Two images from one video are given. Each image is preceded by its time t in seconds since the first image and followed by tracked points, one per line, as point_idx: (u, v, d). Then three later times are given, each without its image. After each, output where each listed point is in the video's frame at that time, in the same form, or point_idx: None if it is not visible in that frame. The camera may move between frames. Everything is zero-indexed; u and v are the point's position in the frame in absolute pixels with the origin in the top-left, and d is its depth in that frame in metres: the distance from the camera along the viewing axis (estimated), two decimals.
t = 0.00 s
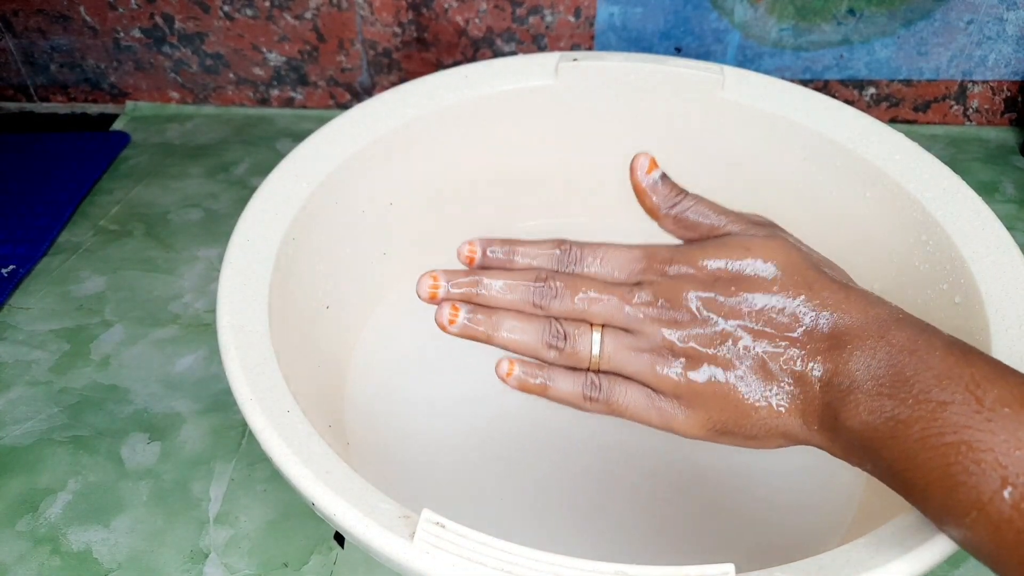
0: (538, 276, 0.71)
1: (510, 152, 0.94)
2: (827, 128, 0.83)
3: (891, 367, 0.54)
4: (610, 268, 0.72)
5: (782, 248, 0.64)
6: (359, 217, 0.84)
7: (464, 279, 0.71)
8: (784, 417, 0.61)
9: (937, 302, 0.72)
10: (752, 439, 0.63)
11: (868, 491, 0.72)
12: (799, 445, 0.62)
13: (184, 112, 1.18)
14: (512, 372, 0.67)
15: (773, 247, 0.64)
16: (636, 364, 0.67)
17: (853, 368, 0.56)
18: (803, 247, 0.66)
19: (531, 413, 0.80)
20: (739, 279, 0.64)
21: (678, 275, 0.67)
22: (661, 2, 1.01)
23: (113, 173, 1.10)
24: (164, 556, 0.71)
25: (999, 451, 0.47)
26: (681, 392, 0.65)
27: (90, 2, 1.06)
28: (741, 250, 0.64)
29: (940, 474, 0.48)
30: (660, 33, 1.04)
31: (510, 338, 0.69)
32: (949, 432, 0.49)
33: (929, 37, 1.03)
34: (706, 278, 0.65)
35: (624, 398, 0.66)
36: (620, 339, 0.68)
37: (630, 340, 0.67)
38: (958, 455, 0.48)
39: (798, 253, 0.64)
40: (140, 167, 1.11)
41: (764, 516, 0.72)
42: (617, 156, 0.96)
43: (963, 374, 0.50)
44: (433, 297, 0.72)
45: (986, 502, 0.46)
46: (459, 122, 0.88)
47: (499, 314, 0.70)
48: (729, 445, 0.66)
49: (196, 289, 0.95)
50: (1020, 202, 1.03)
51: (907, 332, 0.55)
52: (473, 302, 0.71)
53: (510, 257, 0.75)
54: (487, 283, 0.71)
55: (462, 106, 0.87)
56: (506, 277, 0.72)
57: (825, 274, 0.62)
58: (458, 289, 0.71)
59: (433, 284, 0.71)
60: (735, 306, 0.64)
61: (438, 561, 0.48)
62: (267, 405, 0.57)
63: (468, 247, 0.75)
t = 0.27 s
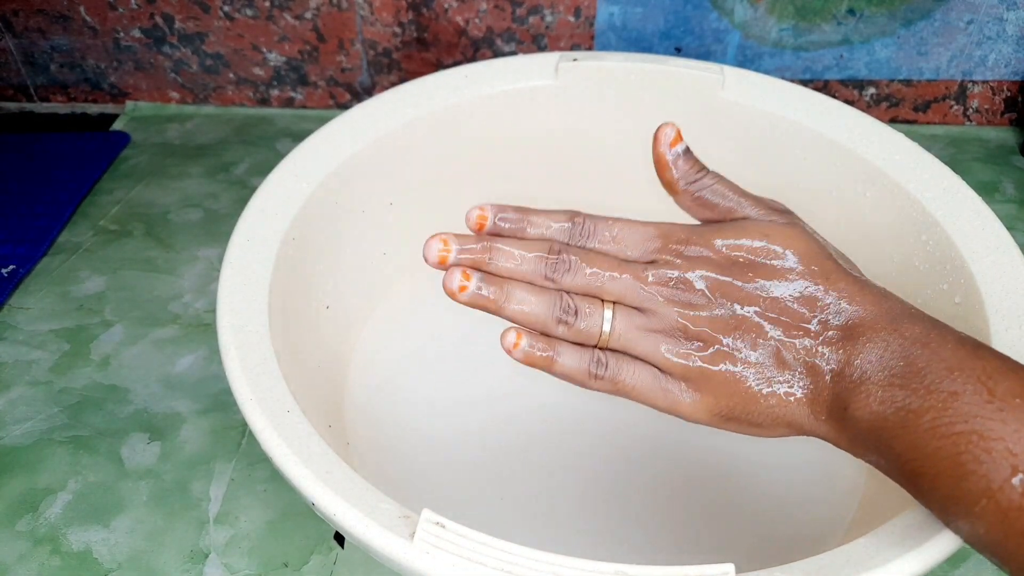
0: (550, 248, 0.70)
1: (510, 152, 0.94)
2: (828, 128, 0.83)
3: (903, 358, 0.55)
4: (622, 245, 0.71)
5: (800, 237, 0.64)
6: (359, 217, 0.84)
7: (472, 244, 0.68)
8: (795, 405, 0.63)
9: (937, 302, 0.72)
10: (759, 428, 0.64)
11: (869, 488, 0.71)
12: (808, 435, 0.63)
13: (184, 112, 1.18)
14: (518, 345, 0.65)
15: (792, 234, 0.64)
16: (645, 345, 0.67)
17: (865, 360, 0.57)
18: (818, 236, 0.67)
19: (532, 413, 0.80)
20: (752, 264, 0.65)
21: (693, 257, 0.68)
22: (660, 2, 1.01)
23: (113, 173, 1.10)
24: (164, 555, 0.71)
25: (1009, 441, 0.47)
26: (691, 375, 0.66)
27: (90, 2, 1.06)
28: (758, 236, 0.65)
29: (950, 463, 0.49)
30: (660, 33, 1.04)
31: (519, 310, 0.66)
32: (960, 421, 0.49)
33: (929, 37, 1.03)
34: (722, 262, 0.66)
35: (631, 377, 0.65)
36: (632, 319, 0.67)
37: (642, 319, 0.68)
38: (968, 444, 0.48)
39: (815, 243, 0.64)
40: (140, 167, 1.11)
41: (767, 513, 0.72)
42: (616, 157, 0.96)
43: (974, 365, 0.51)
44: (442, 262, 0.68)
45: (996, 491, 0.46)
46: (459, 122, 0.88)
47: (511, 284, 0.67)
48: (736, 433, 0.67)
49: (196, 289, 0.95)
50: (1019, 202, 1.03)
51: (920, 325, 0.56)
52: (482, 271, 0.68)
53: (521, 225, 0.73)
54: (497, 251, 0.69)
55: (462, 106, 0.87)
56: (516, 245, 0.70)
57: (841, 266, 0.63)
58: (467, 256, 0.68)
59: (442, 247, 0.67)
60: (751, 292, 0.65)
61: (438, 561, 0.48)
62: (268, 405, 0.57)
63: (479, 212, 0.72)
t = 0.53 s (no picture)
0: (533, 274, 0.70)
1: (509, 153, 0.94)
2: (828, 128, 0.83)
3: (888, 367, 0.54)
4: (606, 265, 0.71)
5: (785, 246, 0.64)
6: (359, 217, 0.84)
7: (459, 277, 0.68)
8: (783, 417, 0.61)
9: (937, 302, 0.72)
10: (749, 438, 0.62)
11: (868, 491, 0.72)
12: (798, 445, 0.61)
13: (184, 112, 1.18)
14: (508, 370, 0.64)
15: (775, 243, 0.64)
16: (632, 361, 0.65)
17: (850, 369, 0.56)
18: (803, 243, 0.66)
19: (532, 413, 0.80)
20: (734, 276, 0.64)
21: (675, 272, 0.67)
22: (661, 2, 1.01)
23: (113, 173, 1.10)
24: (164, 556, 0.71)
25: (995, 452, 0.46)
26: (678, 390, 0.64)
27: (90, 2, 1.06)
28: (739, 246, 0.64)
29: (937, 475, 0.48)
30: (660, 33, 1.04)
31: (505, 337, 0.66)
32: (946, 433, 0.48)
33: (929, 36, 1.03)
34: (704, 275, 0.66)
35: (620, 396, 0.64)
36: (617, 337, 0.66)
37: (627, 339, 0.66)
38: (954, 455, 0.48)
39: (798, 250, 0.64)
40: (141, 167, 1.11)
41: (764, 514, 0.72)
42: (616, 156, 0.96)
43: (958, 374, 0.50)
44: (429, 298, 0.69)
45: (983, 502, 0.46)
46: (459, 122, 0.88)
47: (495, 312, 0.67)
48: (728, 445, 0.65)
49: (197, 289, 0.95)
50: (1020, 202, 1.03)
51: (904, 333, 0.55)
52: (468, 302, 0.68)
53: (505, 255, 0.72)
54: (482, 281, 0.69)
55: (462, 106, 0.87)
56: (498, 274, 0.70)
57: (825, 274, 0.62)
58: (453, 288, 0.68)
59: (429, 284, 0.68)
60: (733, 304, 0.64)
61: (438, 561, 0.48)
62: (268, 405, 0.57)
63: (464, 244, 0.73)
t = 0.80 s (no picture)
0: (537, 272, 0.68)
1: (509, 152, 0.94)
2: (828, 128, 0.83)
3: (890, 362, 0.54)
4: (610, 263, 0.70)
5: (788, 243, 0.64)
6: (359, 217, 0.84)
7: (464, 277, 0.67)
8: (785, 413, 0.61)
9: (937, 302, 0.72)
10: (751, 434, 0.62)
11: (868, 491, 0.72)
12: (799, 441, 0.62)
13: (184, 112, 1.18)
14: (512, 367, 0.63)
15: (779, 241, 0.64)
16: (636, 359, 0.65)
17: (852, 365, 0.56)
18: (806, 241, 0.67)
19: (532, 413, 0.80)
20: (737, 274, 0.64)
21: (678, 270, 0.67)
22: (660, 2, 1.01)
23: (113, 173, 1.10)
24: (164, 556, 0.71)
25: (996, 446, 0.46)
26: (681, 387, 0.64)
27: (90, 2, 1.06)
28: (742, 244, 0.64)
29: (937, 470, 0.48)
30: (660, 33, 1.04)
31: (510, 334, 0.65)
32: (947, 427, 0.48)
33: (929, 36, 1.03)
34: (706, 273, 0.66)
35: (623, 392, 0.64)
36: (621, 333, 0.65)
37: (630, 336, 0.65)
38: (955, 450, 0.48)
39: (802, 249, 0.64)
40: (140, 167, 1.11)
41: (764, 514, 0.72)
42: (616, 156, 0.96)
43: (959, 369, 0.50)
44: (434, 297, 0.67)
45: (984, 497, 0.46)
46: (459, 122, 0.88)
47: (499, 309, 0.66)
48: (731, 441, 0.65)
49: (196, 289, 0.95)
50: (1020, 202, 1.03)
51: (906, 328, 0.55)
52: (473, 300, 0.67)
53: (510, 253, 0.71)
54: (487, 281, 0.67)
55: (462, 106, 0.87)
56: (503, 272, 0.68)
57: (827, 271, 0.62)
58: (459, 287, 0.67)
59: (434, 282, 0.66)
60: (735, 302, 0.64)
61: (438, 561, 0.48)
62: (267, 405, 0.57)
63: (469, 242, 0.71)
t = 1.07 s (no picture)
0: (536, 259, 0.68)
1: (510, 152, 0.94)
2: (828, 128, 0.83)
3: (888, 365, 0.54)
4: (610, 252, 0.69)
5: (793, 240, 0.63)
6: (359, 217, 0.84)
7: (459, 261, 0.67)
8: (784, 415, 0.61)
9: (937, 302, 0.72)
10: (748, 433, 0.63)
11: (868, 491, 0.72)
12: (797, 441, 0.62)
13: (184, 112, 1.18)
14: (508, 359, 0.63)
15: (782, 236, 0.63)
16: (634, 353, 0.65)
17: (851, 368, 0.56)
18: (810, 239, 0.66)
19: (532, 413, 0.80)
20: (739, 271, 0.64)
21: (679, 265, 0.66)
22: (660, 2, 1.01)
23: (113, 173, 1.10)
24: (164, 556, 0.71)
25: (992, 452, 0.46)
26: (679, 383, 0.64)
27: (90, 2, 1.06)
28: (745, 240, 0.63)
29: (933, 474, 0.48)
30: (660, 33, 1.04)
31: (506, 322, 0.65)
32: (943, 432, 0.49)
33: (929, 36, 1.03)
34: (709, 268, 0.65)
35: (620, 387, 0.65)
36: (619, 328, 0.66)
37: (630, 331, 0.65)
38: (952, 455, 0.48)
39: (806, 246, 0.63)
40: (140, 167, 1.11)
41: (764, 514, 0.72)
42: (616, 156, 0.96)
43: (957, 372, 0.50)
44: (428, 280, 0.67)
45: (980, 502, 0.46)
46: (459, 122, 0.88)
47: (496, 296, 0.66)
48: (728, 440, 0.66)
49: (196, 289, 0.95)
50: (1020, 202, 1.03)
51: (905, 331, 0.55)
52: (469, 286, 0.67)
53: (508, 239, 0.70)
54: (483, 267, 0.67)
55: (463, 106, 0.87)
56: (502, 258, 0.68)
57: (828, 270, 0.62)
58: (453, 272, 0.66)
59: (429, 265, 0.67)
60: (737, 300, 0.64)
61: (438, 561, 0.48)
62: (268, 405, 0.57)
63: (465, 227, 0.70)
